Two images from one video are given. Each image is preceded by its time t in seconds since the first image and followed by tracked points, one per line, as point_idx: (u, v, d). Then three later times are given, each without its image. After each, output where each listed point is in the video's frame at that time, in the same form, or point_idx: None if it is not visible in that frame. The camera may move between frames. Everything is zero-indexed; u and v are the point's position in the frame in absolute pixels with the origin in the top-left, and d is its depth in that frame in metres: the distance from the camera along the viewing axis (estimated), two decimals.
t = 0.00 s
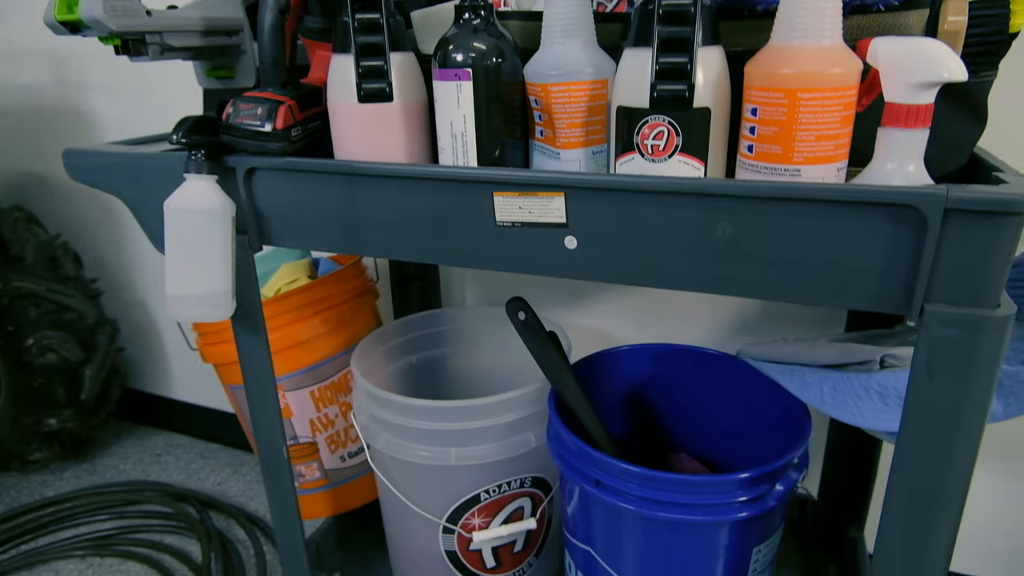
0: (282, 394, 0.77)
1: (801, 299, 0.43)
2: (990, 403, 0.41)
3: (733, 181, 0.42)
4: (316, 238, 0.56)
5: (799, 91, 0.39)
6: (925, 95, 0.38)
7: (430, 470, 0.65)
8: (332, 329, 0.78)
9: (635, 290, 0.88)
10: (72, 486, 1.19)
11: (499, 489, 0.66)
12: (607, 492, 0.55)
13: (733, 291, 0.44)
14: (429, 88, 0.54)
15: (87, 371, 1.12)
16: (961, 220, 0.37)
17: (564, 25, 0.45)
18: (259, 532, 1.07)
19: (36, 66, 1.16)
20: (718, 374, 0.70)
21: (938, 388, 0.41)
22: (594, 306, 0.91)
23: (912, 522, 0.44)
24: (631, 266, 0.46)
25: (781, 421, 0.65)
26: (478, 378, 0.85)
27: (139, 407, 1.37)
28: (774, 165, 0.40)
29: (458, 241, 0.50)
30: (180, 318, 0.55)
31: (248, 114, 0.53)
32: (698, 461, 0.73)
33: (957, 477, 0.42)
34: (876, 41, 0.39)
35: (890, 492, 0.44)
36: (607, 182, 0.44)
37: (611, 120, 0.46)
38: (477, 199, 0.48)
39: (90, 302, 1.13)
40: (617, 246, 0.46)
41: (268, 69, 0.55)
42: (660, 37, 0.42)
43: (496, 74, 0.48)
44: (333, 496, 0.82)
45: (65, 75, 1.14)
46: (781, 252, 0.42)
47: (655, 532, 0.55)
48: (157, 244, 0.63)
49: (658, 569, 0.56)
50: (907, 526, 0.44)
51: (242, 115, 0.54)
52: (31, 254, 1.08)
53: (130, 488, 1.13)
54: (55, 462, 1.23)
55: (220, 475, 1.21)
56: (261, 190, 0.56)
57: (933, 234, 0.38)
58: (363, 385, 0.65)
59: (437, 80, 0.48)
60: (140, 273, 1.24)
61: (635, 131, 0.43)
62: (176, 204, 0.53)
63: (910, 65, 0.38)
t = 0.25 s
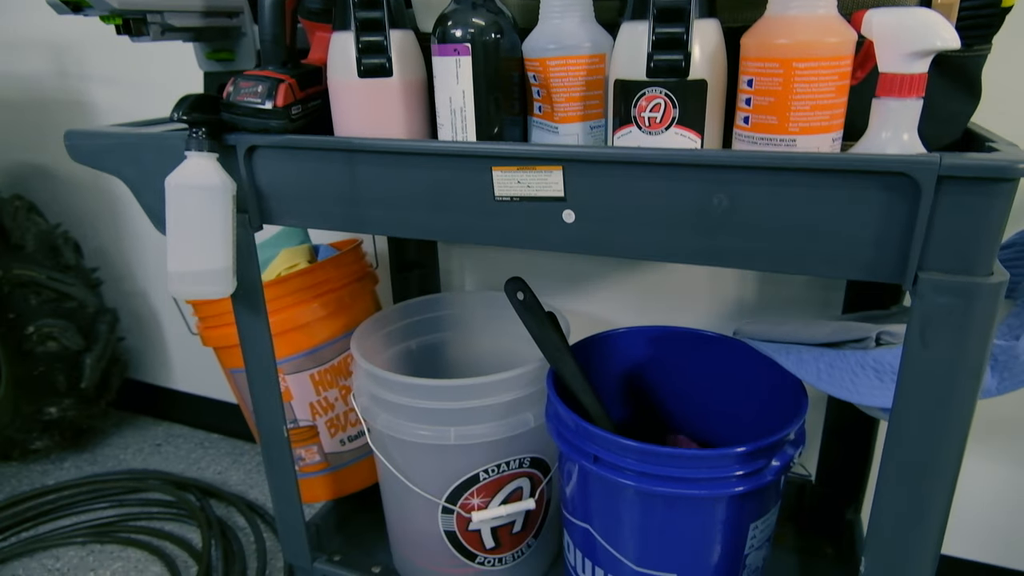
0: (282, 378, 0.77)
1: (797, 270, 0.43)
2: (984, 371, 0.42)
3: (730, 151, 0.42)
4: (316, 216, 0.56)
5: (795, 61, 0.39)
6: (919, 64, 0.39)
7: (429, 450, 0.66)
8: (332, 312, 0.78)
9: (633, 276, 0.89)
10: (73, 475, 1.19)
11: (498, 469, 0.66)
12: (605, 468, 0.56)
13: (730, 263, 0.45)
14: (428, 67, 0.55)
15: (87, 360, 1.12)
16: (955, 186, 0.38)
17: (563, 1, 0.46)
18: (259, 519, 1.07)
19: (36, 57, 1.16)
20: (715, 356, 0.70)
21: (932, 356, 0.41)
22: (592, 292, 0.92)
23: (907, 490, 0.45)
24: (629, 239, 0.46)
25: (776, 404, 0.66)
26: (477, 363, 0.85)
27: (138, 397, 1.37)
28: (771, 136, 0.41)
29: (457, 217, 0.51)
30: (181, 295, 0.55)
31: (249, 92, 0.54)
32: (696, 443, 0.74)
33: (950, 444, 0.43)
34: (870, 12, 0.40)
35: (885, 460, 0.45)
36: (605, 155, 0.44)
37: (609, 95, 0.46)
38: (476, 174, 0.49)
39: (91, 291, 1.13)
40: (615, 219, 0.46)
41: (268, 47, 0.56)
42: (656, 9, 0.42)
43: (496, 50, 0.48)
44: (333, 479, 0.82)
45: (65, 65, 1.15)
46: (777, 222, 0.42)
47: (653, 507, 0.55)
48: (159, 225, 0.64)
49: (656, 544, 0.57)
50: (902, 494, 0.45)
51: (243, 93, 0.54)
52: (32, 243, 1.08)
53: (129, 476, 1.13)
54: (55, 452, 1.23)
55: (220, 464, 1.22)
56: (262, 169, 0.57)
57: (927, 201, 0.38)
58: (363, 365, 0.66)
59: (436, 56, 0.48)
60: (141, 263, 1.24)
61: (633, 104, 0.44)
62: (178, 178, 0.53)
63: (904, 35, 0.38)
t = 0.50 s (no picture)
0: (283, 361, 0.78)
1: (793, 241, 0.44)
2: (977, 342, 0.42)
3: (727, 124, 0.42)
4: (316, 196, 0.57)
5: (791, 33, 0.40)
6: (913, 35, 0.39)
7: (429, 431, 0.66)
8: (332, 297, 0.79)
9: (632, 262, 0.90)
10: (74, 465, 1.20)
11: (497, 450, 0.67)
12: (604, 445, 0.56)
13: (727, 236, 0.45)
14: (428, 47, 0.55)
15: (88, 349, 1.12)
16: (948, 156, 0.38)
17: None
18: (260, 507, 1.07)
19: (36, 48, 1.16)
20: (713, 339, 0.71)
21: (926, 326, 0.42)
22: (591, 279, 0.93)
23: (902, 461, 0.45)
24: (627, 214, 0.47)
25: (771, 385, 0.66)
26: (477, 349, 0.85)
27: (139, 388, 1.37)
28: (767, 108, 0.41)
29: (457, 194, 0.51)
30: (183, 273, 0.56)
31: (251, 71, 0.54)
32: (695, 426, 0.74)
33: (944, 415, 0.43)
34: None
35: (880, 431, 0.45)
36: (603, 129, 0.45)
37: (607, 71, 0.47)
38: (476, 150, 0.49)
39: (92, 280, 1.14)
40: (613, 193, 0.47)
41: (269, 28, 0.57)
42: None
43: (495, 28, 0.49)
44: (333, 464, 0.83)
45: (66, 55, 1.15)
46: (773, 194, 0.43)
47: (651, 484, 0.56)
48: (160, 207, 0.64)
49: (654, 521, 0.58)
50: (897, 465, 0.46)
51: (244, 73, 0.54)
52: (33, 232, 1.09)
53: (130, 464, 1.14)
54: (57, 442, 1.23)
55: (220, 454, 1.22)
56: (263, 149, 0.57)
57: (921, 171, 0.39)
58: (364, 346, 0.66)
59: (436, 33, 0.49)
60: (142, 254, 1.25)
61: (630, 78, 0.44)
62: (181, 156, 0.54)
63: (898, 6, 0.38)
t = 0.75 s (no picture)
0: (283, 346, 0.78)
1: (788, 216, 0.44)
2: (971, 315, 0.43)
3: (722, 100, 0.43)
4: (316, 177, 0.57)
5: (785, 8, 0.40)
6: (907, 9, 0.40)
7: (428, 412, 0.67)
8: (332, 282, 0.79)
9: (629, 250, 0.90)
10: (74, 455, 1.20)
11: (496, 433, 0.67)
12: (602, 424, 0.57)
13: (724, 211, 0.45)
14: (427, 28, 0.56)
15: (89, 339, 1.13)
16: (941, 128, 0.39)
17: None
18: (260, 496, 1.07)
19: (36, 39, 1.17)
20: (710, 323, 0.71)
21: (920, 300, 0.42)
22: (588, 267, 0.93)
23: (897, 435, 0.46)
24: (624, 191, 0.47)
25: (766, 368, 0.66)
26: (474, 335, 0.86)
27: (139, 380, 1.38)
28: (761, 83, 0.42)
29: (456, 173, 0.52)
30: (183, 254, 0.56)
31: (252, 53, 0.55)
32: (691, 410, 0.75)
33: (938, 388, 0.44)
34: None
35: (876, 405, 0.46)
36: (600, 105, 0.45)
37: (604, 48, 0.47)
38: (474, 129, 0.50)
39: (93, 271, 1.14)
40: (611, 170, 0.47)
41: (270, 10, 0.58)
42: None
43: (493, 7, 0.49)
44: (333, 449, 0.83)
45: (67, 47, 1.15)
46: (769, 169, 0.43)
47: (648, 462, 0.56)
48: (160, 189, 0.65)
49: (652, 500, 0.58)
50: (892, 439, 0.46)
51: (246, 54, 0.55)
52: (34, 222, 1.09)
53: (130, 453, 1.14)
54: (57, 433, 1.24)
55: (220, 444, 1.23)
56: (264, 130, 0.57)
57: (914, 143, 0.39)
58: (364, 329, 0.67)
59: (434, 12, 0.49)
60: (142, 245, 1.25)
61: (628, 54, 0.45)
62: (182, 135, 0.54)
63: None
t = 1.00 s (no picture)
0: (282, 332, 0.78)
1: (783, 193, 0.44)
2: (964, 289, 0.43)
3: (717, 77, 0.43)
4: (316, 159, 0.58)
5: None
6: None
7: (427, 396, 0.67)
8: (331, 269, 0.79)
9: (627, 239, 0.91)
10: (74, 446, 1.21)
11: (495, 416, 0.67)
12: (600, 404, 0.57)
13: (719, 189, 0.46)
14: (426, 11, 0.56)
15: (89, 330, 1.13)
16: (934, 103, 0.39)
17: None
18: (260, 485, 1.08)
19: (36, 31, 1.17)
20: (707, 309, 0.72)
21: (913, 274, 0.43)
22: (587, 256, 0.94)
23: (891, 410, 0.46)
24: (621, 170, 0.48)
25: (761, 350, 0.66)
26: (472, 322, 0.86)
27: (139, 372, 1.38)
28: (756, 60, 0.43)
29: (454, 154, 0.52)
30: (186, 236, 0.57)
31: (252, 35, 0.55)
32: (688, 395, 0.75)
33: (930, 363, 0.45)
34: None
35: (870, 381, 0.46)
36: (596, 84, 0.46)
37: (601, 29, 0.48)
38: (473, 109, 0.50)
39: (93, 261, 1.14)
40: (607, 149, 0.48)
41: None
42: None
43: None
44: (332, 436, 0.84)
45: (67, 38, 1.16)
46: (764, 146, 0.44)
47: (646, 442, 0.57)
48: (161, 174, 0.65)
49: (649, 480, 0.58)
50: (886, 414, 0.47)
51: (246, 36, 0.55)
52: (34, 213, 1.09)
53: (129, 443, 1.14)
54: (57, 424, 1.24)
55: (220, 435, 1.23)
56: (264, 113, 0.58)
57: (907, 118, 0.39)
58: (363, 313, 0.67)
59: None
60: (142, 237, 1.26)
61: (624, 34, 0.46)
62: (183, 119, 0.54)
63: None
